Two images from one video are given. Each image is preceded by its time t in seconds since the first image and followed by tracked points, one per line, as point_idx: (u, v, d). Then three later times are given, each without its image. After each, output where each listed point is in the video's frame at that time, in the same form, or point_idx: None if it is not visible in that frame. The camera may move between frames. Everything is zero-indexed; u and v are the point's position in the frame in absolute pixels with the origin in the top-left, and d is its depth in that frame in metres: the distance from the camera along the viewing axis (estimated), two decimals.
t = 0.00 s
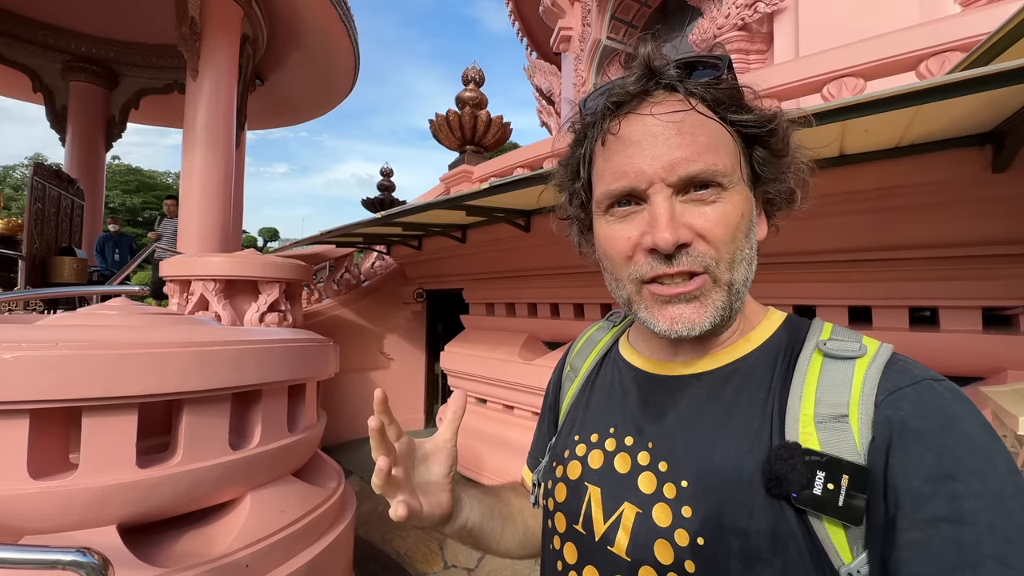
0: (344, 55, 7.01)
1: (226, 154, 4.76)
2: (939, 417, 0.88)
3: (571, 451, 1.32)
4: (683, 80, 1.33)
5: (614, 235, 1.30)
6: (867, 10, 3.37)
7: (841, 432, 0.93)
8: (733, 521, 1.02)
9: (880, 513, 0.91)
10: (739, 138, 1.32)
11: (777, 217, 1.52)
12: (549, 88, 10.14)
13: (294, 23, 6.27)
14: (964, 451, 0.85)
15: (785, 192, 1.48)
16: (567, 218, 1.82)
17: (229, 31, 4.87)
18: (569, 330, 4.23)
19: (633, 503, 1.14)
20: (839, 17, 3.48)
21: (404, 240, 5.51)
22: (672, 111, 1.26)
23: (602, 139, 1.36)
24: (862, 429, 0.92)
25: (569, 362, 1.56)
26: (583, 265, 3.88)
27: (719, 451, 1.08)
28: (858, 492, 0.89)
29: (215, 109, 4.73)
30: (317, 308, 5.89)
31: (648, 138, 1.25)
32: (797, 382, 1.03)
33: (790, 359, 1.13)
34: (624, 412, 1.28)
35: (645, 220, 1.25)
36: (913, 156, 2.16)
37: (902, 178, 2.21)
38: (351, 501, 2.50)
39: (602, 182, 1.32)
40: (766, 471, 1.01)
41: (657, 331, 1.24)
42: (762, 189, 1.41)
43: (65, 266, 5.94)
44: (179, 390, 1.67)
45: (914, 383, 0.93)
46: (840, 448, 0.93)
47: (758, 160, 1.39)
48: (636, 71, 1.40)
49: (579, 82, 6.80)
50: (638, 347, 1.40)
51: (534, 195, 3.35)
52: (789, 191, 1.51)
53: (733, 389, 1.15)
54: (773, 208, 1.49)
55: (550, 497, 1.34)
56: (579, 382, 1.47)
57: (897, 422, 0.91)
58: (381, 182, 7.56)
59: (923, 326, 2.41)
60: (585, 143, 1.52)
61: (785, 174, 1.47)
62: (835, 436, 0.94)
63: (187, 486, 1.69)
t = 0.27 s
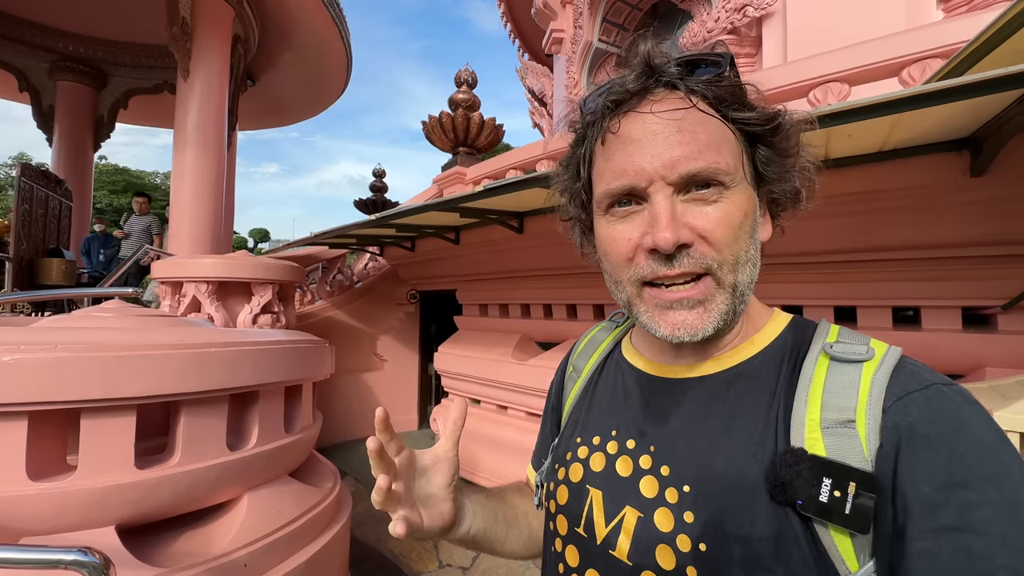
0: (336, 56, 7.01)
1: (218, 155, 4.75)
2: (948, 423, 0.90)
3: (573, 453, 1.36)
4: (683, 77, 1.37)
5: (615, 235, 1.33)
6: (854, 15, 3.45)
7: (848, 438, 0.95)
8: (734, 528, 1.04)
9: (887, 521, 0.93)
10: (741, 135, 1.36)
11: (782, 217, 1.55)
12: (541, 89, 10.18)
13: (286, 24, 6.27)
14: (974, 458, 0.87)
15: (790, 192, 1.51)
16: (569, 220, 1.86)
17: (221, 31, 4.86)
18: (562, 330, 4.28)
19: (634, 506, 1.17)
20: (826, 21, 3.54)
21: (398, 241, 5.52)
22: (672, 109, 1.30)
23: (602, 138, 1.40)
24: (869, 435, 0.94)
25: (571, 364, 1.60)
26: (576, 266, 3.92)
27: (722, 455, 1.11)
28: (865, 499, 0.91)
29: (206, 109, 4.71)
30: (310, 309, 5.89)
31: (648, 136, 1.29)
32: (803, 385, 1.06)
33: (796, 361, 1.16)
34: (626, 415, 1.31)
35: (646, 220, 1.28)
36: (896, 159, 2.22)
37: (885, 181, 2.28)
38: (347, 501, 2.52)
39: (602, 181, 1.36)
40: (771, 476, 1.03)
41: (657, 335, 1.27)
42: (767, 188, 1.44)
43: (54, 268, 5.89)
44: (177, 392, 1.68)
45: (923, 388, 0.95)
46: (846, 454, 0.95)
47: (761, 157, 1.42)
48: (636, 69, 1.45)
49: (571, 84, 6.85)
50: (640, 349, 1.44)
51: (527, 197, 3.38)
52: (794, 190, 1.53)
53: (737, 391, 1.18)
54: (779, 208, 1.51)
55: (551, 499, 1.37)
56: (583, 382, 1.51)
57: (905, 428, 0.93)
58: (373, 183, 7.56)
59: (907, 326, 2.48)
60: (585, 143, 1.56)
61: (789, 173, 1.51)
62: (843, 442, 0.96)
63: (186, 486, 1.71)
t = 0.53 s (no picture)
0: (327, 55, 6.98)
1: (207, 154, 4.70)
2: (975, 429, 0.91)
3: (586, 442, 1.39)
4: (693, 72, 1.36)
5: (616, 228, 1.37)
6: (839, 21, 3.55)
7: (865, 438, 0.97)
8: (740, 521, 1.06)
9: (903, 524, 0.95)
10: (752, 129, 1.33)
11: (807, 210, 1.52)
12: (532, 90, 10.21)
13: (276, 22, 6.23)
14: (1001, 467, 0.88)
15: (813, 186, 1.49)
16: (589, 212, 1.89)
17: (210, 29, 4.81)
18: (555, 330, 4.30)
19: (642, 496, 1.20)
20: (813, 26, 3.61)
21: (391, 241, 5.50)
22: (673, 105, 1.31)
23: (609, 133, 1.44)
24: (887, 435, 0.96)
25: (590, 353, 1.63)
26: (570, 266, 3.94)
27: (730, 449, 1.13)
28: (876, 499, 0.93)
29: (196, 107, 4.67)
30: (301, 309, 5.85)
31: (646, 131, 1.31)
32: (822, 383, 1.08)
33: (813, 360, 1.17)
34: (638, 407, 1.34)
35: (641, 215, 1.31)
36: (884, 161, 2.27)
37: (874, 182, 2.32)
38: (343, 500, 2.52)
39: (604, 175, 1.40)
40: (781, 472, 1.05)
41: (652, 325, 1.31)
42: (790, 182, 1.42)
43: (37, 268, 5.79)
44: (173, 391, 1.67)
45: (949, 392, 0.95)
46: (862, 454, 0.97)
47: (778, 150, 1.38)
48: (643, 63, 1.45)
49: (562, 85, 6.88)
50: (655, 341, 1.45)
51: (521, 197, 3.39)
52: (816, 182, 1.49)
53: (750, 387, 1.20)
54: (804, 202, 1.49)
55: (563, 486, 1.41)
56: (599, 373, 1.54)
57: (925, 431, 0.94)
58: (365, 183, 7.54)
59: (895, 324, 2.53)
60: (598, 137, 1.59)
61: (812, 166, 1.48)
62: (859, 441, 0.97)
63: (181, 487, 1.69)
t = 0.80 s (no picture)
0: (314, 53, 6.87)
1: (191, 153, 4.58)
2: (1007, 436, 0.87)
3: (606, 446, 1.37)
4: (694, 81, 1.32)
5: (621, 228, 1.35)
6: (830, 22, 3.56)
7: (890, 443, 0.93)
8: (762, 527, 1.03)
9: (930, 532, 0.91)
10: (755, 137, 1.27)
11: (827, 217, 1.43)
12: (521, 90, 10.18)
13: (262, 19, 6.12)
14: None
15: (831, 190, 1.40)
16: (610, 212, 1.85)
17: (194, 24, 4.69)
18: (548, 331, 4.27)
19: (664, 500, 1.18)
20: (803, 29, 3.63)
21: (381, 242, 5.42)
22: (670, 113, 1.28)
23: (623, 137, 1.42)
24: (913, 441, 0.92)
25: (612, 360, 1.59)
26: (563, 267, 3.91)
27: (751, 453, 1.10)
28: (904, 507, 0.89)
29: (179, 106, 4.55)
30: (289, 311, 5.74)
31: (644, 137, 1.29)
32: (846, 388, 1.04)
33: (837, 364, 1.12)
34: (659, 411, 1.31)
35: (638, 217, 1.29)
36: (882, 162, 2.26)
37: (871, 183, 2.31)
38: (335, 508, 2.45)
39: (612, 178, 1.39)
40: (804, 477, 1.02)
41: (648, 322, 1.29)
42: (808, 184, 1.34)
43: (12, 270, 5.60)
44: (157, 399, 1.60)
45: (979, 398, 0.91)
46: (887, 460, 0.93)
47: (783, 156, 1.31)
48: (647, 75, 1.41)
49: (552, 86, 6.85)
50: (676, 344, 1.42)
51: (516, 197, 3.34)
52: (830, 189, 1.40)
53: (772, 391, 1.16)
54: (823, 208, 1.41)
55: (584, 489, 1.39)
56: (621, 379, 1.50)
57: (953, 436, 0.90)
58: (354, 183, 7.44)
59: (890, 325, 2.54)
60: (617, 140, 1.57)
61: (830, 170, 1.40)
62: (884, 446, 0.94)
63: (166, 499, 1.62)
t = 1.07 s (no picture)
0: (300, 49, 6.74)
1: (173, 150, 4.43)
2: (1001, 418, 0.81)
3: (610, 441, 1.31)
4: (722, 71, 1.32)
5: (656, 222, 1.26)
6: (818, 22, 3.54)
7: (885, 429, 0.89)
8: (761, 515, 0.98)
9: (926, 516, 0.86)
10: (778, 125, 1.30)
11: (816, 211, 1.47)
12: (510, 90, 10.16)
13: (246, 14, 5.98)
14: None
15: (826, 183, 1.43)
16: (603, 215, 1.78)
17: (175, 17, 4.54)
18: (539, 331, 4.21)
19: (667, 493, 1.12)
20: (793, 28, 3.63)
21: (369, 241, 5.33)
22: (710, 99, 1.25)
23: (640, 130, 1.35)
24: (908, 426, 0.88)
25: (615, 356, 1.51)
26: (554, 266, 3.86)
27: (751, 442, 1.05)
28: (899, 489, 0.85)
29: (160, 101, 4.40)
30: (274, 312, 5.62)
31: (685, 123, 1.24)
32: (840, 377, 1.00)
33: (834, 354, 1.08)
34: (661, 403, 1.26)
35: (686, 206, 1.22)
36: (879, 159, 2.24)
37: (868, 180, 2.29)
38: (323, 515, 2.37)
39: (641, 169, 1.29)
40: (801, 464, 0.97)
41: (698, 317, 1.18)
42: (803, 177, 1.37)
43: None
44: (133, 404, 1.51)
45: (973, 381, 0.86)
46: (883, 446, 0.89)
47: (797, 148, 1.35)
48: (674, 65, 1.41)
49: (540, 86, 6.80)
50: (680, 339, 1.36)
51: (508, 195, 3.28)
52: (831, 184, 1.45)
53: (770, 383, 1.11)
54: (813, 202, 1.44)
55: (590, 483, 1.33)
56: (623, 378, 1.42)
57: (948, 420, 0.85)
58: (341, 182, 7.33)
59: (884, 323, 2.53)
60: (623, 137, 1.51)
61: (825, 165, 1.43)
62: (879, 432, 0.90)
63: (143, 509, 1.53)
